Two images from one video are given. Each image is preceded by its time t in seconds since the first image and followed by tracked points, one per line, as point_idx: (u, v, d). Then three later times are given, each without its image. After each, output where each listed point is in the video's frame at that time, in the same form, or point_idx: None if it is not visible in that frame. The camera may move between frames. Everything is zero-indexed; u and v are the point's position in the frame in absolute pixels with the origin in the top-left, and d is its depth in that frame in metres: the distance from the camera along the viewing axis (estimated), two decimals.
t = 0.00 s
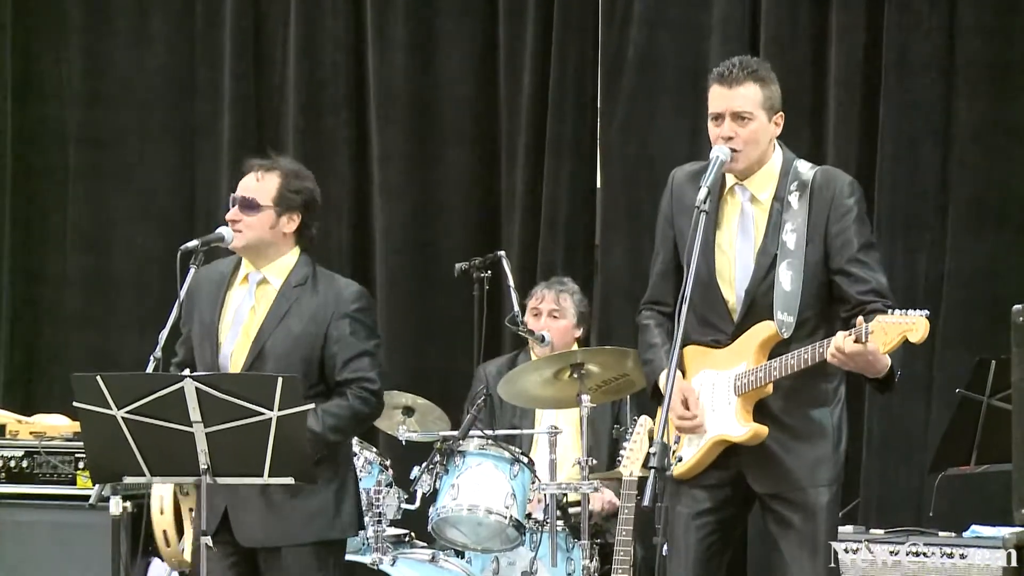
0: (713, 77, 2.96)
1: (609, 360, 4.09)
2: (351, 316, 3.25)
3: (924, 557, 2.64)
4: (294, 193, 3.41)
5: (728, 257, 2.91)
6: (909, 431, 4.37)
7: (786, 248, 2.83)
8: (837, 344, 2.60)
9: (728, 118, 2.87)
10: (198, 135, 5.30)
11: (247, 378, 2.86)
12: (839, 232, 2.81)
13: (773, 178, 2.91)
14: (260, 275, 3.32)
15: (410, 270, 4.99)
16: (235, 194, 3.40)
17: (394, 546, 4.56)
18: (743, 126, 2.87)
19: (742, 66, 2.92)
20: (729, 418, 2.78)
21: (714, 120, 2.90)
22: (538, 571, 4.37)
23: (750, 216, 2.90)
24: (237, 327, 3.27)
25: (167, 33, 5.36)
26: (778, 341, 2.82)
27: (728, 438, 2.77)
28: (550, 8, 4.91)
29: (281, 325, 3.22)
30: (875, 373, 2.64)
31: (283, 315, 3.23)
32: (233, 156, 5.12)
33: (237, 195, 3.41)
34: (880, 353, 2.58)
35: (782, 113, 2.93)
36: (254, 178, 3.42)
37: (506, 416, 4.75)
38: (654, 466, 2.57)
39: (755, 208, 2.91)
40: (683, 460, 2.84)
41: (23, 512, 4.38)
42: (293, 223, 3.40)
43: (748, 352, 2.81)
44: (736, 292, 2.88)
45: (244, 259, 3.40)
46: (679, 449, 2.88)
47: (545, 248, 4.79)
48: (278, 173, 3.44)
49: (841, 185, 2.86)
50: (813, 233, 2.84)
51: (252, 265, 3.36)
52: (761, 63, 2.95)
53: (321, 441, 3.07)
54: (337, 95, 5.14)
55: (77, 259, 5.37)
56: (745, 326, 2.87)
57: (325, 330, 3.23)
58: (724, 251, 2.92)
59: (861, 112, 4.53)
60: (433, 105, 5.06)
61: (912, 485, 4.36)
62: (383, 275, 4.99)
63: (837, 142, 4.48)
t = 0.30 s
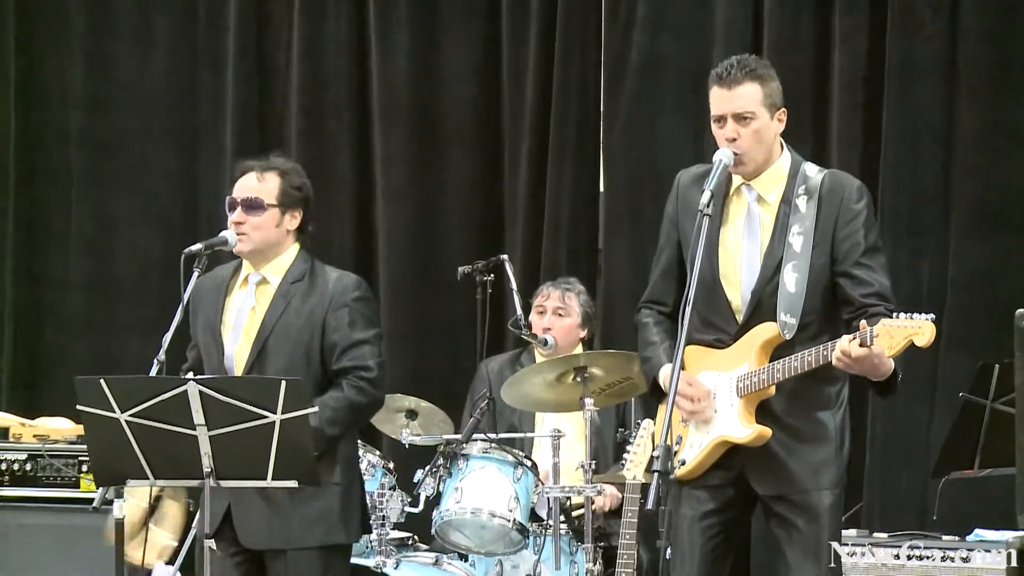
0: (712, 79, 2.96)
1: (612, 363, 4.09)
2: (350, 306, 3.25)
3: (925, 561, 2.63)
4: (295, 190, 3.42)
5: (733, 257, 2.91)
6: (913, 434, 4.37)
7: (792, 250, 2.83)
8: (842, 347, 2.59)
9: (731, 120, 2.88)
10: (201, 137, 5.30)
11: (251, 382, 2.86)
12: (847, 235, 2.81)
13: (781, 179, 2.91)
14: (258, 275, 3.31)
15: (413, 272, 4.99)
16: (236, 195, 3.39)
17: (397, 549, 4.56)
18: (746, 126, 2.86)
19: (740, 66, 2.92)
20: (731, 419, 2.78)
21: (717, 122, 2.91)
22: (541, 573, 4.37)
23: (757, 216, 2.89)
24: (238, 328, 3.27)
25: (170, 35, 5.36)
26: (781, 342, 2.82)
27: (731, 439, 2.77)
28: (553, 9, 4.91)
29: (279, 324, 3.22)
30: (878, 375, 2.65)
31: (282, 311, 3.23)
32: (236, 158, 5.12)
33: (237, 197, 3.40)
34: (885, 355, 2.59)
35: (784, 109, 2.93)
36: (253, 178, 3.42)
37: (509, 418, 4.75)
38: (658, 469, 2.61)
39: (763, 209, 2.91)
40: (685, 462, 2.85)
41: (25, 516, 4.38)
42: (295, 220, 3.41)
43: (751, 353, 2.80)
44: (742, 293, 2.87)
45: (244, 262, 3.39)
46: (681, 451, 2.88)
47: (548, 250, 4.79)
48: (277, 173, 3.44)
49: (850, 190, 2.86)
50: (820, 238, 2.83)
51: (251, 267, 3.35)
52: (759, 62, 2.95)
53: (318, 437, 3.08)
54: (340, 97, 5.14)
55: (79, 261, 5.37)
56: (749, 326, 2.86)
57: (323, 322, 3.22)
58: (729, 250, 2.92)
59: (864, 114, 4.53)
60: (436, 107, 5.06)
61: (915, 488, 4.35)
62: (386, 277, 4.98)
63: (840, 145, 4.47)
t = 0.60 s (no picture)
0: (722, 80, 2.97)
1: (617, 363, 4.09)
2: (361, 306, 3.25)
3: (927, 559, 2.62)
4: (306, 188, 3.43)
5: (738, 256, 2.91)
6: (918, 434, 4.36)
7: (797, 249, 2.83)
8: (853, 343, 2.60)
9: (738, 122, 2.88)
10: (206, 136, 5.30)
11: (256, 382, 2.87)
12: (852, 234, 2.81)
13: (786, 178, 2.92)
14: (270, 273, 3.32)
15: (418, 272, 4.99)
16: (247, 193, 3.38)
17: (402, 548, 4.56)
18: (753, 129, 2.87)
19: (751, 69, 2.92)
20: (738, 419, 2.78)
21: (724, 123, 2.91)
22: (545, 572, 4.37)
23: (762, 214, 2.90)
24: (249, 325, 3.27)
25: (175, 36, 5.36)
26: (787, 342, 2.82)
27: (737, 439, 2.76)
28: (558, 9, 4.91)
29: (288, 323, 3.22)
30: (888, 375, 2.65)
31: (291, 310, 3.24)
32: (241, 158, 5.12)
33: (248, 194, 3.39)
34: (896, 354, 2.59)
35: (792, 116, 2.93)
36: (264, 175, 3.42)
37: (514, 418, 4.76)
38: (663, 468, 2.61)
39: (768, 208, 2.91)
40: (689, 463, 2.84)
41: (31, 516, 4.39)
42: (306, 217, 3.43)
43: (757, 352, 2.80)
44: (746, 292, 2.87)
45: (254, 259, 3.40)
46: (686, 452, 2.88)
47: (553, 250, 4.79)
48: (288, 171, 3.45)
49: (855, 189, 2.87)
50: (825, 236, 2.84)
51: (263, 264, 3.36)
52: (771, 65, 2.95)
53: (328, 441, 3.06)
54: (344, 96, 5.14)
55: (84, 260, 5.37)
56: (754, 325, 2.86)
57: (335, 322, 3.22)
58: (733, 249, 2.92)
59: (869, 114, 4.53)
60: (441, 107, 5.07)
61: (920, 487, 4.35)
62: (392, 277, 4.99)
63: (846, 145, 4.47)
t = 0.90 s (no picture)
0: (716, 83, 2.95)
1: (622, 363, 4.09)
2: (372, 307, 3.26)
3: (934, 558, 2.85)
4: (318, 189, 3.43)
5: (745, 256, 2.91)
6: (923, 434, 4.37)
7: (805, 251, 2.82)
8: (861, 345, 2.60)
9: (739, 122, 2.87)
10: (212, 137, 5.30)
11: (260, 382, 2.87)
12: (859, 237, 2.80)
13: (793, 179, 2.91)
14: (281, 273, 3.33)
15: (423, 273, 5.00)
16: (259, 193, 3.38)
17: (408, 548, 4.57)
18: (755, 127, 2.86)
19: (745, 68, 2.91)
20: (743, 420, 2.77)
21: (726, 126, 2.91)
22: (551, 572, 4.38)
23: (769, 216, 2.89)
24: (260, 326, 3.28)
25: (180, 37, 5.36)
26: (794, 343, 2.81)
27: (743, 440, 2.76)
28: (563, 9, 4.91)
29: (300, 323, 3.23)
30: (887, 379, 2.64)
31: (302, 311, 3.24)
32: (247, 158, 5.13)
33: (260, 195, 3.39)
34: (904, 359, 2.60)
35: (792, 110, 2.92)
36: (276, 176, 3.42)
37: (519, 418, 4.76)
38: (667, 469, 2.58)
39: (775, 209, 2.91)
40: (694, 463, 2.84)
41: (37, 516, 4.39)
42: (317, 219, 3.43)
43: (764, 354, 2.79)
44: (754, 293, 2.87)
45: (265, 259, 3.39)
46: (689, 450, 2.87)
47: (558, 251, 4.79)
48: (299, 171, 3.44)
49: (863, 191, 2.85)
50: (832, 238, 2.83)
51: (274, 264, 3.36)
52: (764, 63, 2.94)
53: (336, 440, 3.06)
54: (349, 97, 5.14)
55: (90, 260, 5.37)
56: (760, 326, 2.85)
57: (346, 323, 3.23)
58: (740, 250, 2.92)
59: (875, 114, 4.53)
60: (446, 108, 5.07)
61: (925, 488, 4.35)
62: (397, 277, 5.00)
63: (852, 145, 4.46)
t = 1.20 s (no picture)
0: (730, 79, 2.94)
1: (629, 362, 4.09)
2: (375, 301, 3.27)
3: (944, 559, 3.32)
4: (318, 187, 3.43)
5: (750, 257, 2.89)
6: (930, 432, 4.36)
7: (811, 251, 2.80)
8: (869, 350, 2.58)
9: (747, 122, 2.85)
10: (218, 135, 5.31)
11: (267, 379, 2.86)
12: (865, 236, 2.78)
13: (798, 179, 2.89)
14: (282, 273, 3.33)
15: (429, 271, 5.00)
16: (259, 191, 3.38)
17: (414, 546, 4.57)
18: (763, 127, 2.84)
19: (758, 69, 2.90)
20: (750, 420, 2.75)
21: (733, 125, 2.89)
22: (557, 571, 4.37)
23: (774, 217, 2.88)
24: (262, 329, 3.27)
25: (187, 36, 5.37)
26: (801, 345, 2.79)
27: (750, 441, 2.73)
28: (570, 8, 4.91)
29: (304, 321, 3.23)
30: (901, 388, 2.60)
31: (305, 309, 3.24)
32: (253, 157, 5.13)
33: (260, 193, 3.39)
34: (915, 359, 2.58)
35: (801, 113, 2.91)
36: (276, 174, 3.41)
37: (525, 417, 4.76)
38: (673, 467, 2.59)
39: (780, 209, 2.89)
40: (700, 464, 2.82)
41: (44, 514, 4.39)
42: (316, 217, 3.42)
43: (771, 355, 2.77)
44: (760, 294, 2.84)
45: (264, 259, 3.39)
46: (696, 451, 2.85)
47: (563, 249, 4.79)
48: (299, 170, 3.44)
49: (867, 188, 2.84)
50: (838, 239, 2.81)
51: (274, 264, 3.36)
52: (776, 63, 2.93)
53: (353, 434, 3.07)
54: (355, 96, 5.14)
55: (96, 259, 5.37)
56: (767, 329, 2.83)
57: (350, 319, 3.23)
58: (745, 252, 2.90)
59: (881, 112, 4.53)
60: (452, 106, 5.07)
61: (931, 486, 4.35)
62: (403, 275, 5.00)
63: (859, 143, 4.46)
